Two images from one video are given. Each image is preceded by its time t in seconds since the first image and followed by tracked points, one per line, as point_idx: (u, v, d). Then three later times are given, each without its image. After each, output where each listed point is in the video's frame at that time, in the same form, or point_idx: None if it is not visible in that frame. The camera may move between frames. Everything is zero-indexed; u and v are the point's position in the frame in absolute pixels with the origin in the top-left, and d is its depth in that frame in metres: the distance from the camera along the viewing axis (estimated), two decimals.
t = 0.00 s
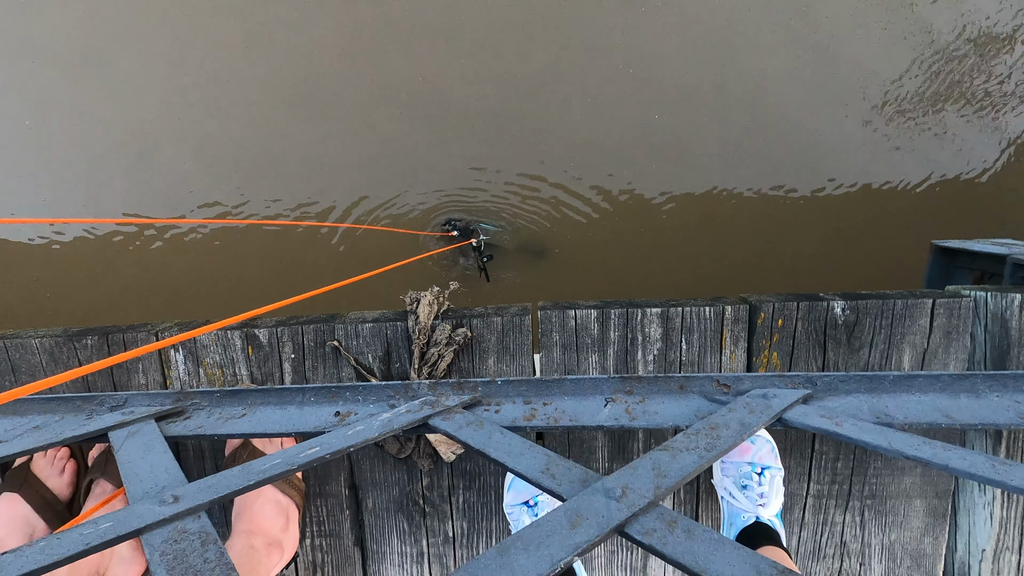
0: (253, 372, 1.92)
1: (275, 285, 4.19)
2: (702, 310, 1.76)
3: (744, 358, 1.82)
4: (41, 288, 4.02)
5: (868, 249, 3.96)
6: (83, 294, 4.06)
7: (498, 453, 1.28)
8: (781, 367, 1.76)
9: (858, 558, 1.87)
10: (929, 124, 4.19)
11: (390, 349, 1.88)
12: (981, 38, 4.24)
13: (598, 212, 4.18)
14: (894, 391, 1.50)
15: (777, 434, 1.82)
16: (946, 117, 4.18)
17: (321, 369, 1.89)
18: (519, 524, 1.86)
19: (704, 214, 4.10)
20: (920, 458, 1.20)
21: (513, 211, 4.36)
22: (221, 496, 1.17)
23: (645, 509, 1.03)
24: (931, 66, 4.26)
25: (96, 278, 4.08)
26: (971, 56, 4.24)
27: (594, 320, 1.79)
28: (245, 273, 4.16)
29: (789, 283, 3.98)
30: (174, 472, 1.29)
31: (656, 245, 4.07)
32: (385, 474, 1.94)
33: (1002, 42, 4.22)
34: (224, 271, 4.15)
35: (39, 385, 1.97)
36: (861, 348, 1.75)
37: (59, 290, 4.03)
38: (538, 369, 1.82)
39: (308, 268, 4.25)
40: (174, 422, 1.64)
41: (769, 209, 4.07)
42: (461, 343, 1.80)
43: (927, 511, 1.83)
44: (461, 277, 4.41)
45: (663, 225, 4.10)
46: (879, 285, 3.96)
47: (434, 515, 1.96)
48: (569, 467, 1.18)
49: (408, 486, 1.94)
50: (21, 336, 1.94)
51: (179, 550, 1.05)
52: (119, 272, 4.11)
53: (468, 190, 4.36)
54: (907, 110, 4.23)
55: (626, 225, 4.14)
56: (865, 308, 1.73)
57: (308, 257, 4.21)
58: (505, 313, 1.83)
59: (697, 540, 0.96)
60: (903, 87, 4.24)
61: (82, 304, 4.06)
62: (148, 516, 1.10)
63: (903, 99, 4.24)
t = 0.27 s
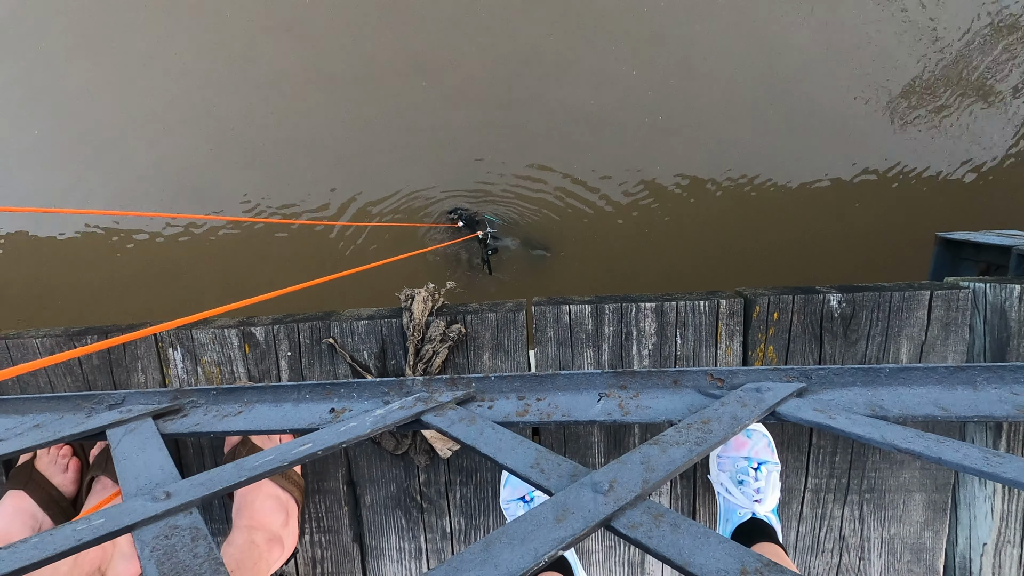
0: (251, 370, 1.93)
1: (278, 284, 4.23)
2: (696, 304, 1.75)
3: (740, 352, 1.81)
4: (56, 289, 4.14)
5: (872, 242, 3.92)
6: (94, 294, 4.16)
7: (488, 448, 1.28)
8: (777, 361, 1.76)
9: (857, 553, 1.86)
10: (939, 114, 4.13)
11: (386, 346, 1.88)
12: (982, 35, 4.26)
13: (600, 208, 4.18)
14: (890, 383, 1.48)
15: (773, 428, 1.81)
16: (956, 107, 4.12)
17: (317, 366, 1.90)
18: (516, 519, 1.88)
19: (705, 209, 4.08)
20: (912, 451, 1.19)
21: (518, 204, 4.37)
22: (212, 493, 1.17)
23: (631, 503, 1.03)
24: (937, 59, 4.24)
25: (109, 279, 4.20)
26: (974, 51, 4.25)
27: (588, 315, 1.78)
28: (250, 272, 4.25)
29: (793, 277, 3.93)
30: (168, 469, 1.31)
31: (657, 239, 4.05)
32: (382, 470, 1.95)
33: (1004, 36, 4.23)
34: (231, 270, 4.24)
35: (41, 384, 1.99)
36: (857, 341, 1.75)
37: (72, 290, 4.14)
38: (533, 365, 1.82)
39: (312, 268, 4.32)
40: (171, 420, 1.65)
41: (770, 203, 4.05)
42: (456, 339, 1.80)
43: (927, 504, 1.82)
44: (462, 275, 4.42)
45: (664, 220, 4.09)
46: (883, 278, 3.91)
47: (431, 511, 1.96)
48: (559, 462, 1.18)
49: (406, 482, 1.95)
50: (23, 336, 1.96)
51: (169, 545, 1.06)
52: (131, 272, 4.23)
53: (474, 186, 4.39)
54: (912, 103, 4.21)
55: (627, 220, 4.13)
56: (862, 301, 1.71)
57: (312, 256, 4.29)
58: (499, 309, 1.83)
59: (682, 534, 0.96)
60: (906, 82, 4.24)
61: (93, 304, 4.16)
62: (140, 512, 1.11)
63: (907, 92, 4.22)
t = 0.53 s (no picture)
0: (261, 370, 1.95)
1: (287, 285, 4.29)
2: (704, 305, 1.76)
3: (747, 354, 1.82)
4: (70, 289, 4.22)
5: (879, 244, 3.91)
6: (107, 296, 4.23)
7: (498, 448, 1.29)
8: (784, 362, 1.76)
9: (865, 554, 1.85)
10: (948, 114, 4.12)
11: (394, 347, 1.90)
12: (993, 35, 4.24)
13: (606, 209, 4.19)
14: (898, 384, 1.48)
15: (781, 429, 1.82)
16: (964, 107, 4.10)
17: (327, 366, 1.92)
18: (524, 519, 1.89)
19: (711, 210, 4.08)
20: (921, 452, 1.19)
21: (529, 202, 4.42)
22: (226, 491, 1.19)
23: (641, 502, 1.04)
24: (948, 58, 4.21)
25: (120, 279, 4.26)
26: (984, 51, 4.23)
27: (596, 317, 1.79)
28: (261, 274, 4.33)
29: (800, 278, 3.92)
30: (182, 468, 1.33)
31: (664, 240, 4.05)
32: (391, 470, 1.96)
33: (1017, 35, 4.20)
34: (242, 272, 4.33)
35: (54, 384, 2.02)
36: (865, 343, 1.75)
37: (86, 291, 4.23)
38: (541, 366, 1.83)
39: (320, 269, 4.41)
40: (183, 419, 1.67)
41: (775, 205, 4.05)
42: (464, 340, 1.82)
43: (935, 506, 1.81)
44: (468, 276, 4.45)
45: (670, 221, 4.09)
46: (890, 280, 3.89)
47: (440, 511, 1.98)
48: (568, 462, 1.19)
49: (414, 482, 1.96)
50: (37, 336, 1.99)
51: (185, 542, 1.07)
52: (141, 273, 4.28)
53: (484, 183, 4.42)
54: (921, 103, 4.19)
55: (632, 222, 4.14)
56: (870, 302, 1.72)
57: (321, 259, 4.39)
58: (507, 310, 1.84)
59: (692, 533, 0.97)
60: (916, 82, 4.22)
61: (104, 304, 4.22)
62: (156, 509, 1.13)
63: (916, 92, 4.21)
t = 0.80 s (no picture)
0: (260, 372, 1.95)
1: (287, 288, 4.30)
2: (703, 306, 1.76)
3: (747, 354, 1.82)
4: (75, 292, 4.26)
5: (879, 243, 3.91)
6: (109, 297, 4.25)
7: (497, 450, 1.28)
8: (784, 362, 1.76)
9: (866, 555, 1.85)
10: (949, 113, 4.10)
11: (394, 349, 1.90)
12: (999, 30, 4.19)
13: (606, 210, 4.19)
14: (898, 384, 1.48)
15: (781, 430, 1.81)
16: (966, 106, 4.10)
17: (326, 368, 1.92)
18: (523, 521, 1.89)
19: (711, 210, 4.08)
20: (921, 452, 1.18)
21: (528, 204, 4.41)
22: (225, 493, 1.19)
23: (640, 504, 1.03)
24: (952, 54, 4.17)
25: (126, 282, 4.30)
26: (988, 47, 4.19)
27: (595, 317, 1.79)
28: (261, 276, 4.36)
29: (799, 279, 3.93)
30: (181, 470, 1.32)
31: (663, 241, 4.05)
32: (390, 472, 1.96)
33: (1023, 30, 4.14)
34: (241, 274, 4.35)
35: (54, 387, 2.02)
36: (865, 343, 1.75)
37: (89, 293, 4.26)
38: (540, 367, 1.83)
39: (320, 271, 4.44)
40: (183, 422, 1.67)
41: (775, 204, 4.05)
42: (463, 342, 1.82)
43: (935, 506, 1.81)
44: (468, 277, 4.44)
45: (669, 222, 4.09)
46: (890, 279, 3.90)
47: (439, 512, 1.97)
48: (568, 463, 1.18)
49: (414, 484, 1.96)
50: (36, 340, 1.99)
51: (184, 545, 1.07)
52: (145, 276, 4.32)
53: (485, 181, 4.39)
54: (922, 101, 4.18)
55: (632, 223, 4.14)
56: (869, 302, 1.72)
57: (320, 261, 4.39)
58: (506, 312, 1.84)
59: (692, 534, 0.97)
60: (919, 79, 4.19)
61: (113, 307, 4.28)
62: (155, 512, 1.13)
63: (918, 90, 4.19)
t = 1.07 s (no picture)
0: (262, 375, 1.95)
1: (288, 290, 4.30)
2: (705, 307, 1.76)
3: (748, 355, 1.82)
4: (80, 294, 4.29)
5: (879, 244, 3.91)
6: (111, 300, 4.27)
7: (500, 452, 1.28)
8: (786, 363, 1.76)
9: (868, 556, 1.85)
10: (950, 112, 4.11)
11: (395, 351, 1.90)
12: (1001, 28, 4.18)
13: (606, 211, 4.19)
14: (900, 385, 1.48)
15: (783, 431, 1.81)
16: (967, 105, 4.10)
17: (327, 371, 1.92)
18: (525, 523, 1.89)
19: (712, 211, 4.08)
20: (923, 452, 1.18)
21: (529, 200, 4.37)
22: (228, 496, 1.19)
23: (643, 505, 1.04)
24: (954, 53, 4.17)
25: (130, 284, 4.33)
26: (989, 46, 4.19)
27: (596, 319, 1.79)
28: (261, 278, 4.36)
29: (799, 279, 3.94)
30: (183, 473, 1.32)
31: (664, 242, 4.06)
32: (392, 474, 1.96)
33: None
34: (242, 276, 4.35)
35: (55, 391, 2.02)
36: (866, 343, 1.75)
37: (92, 296, 4.29)
38: (542, 369, 1.83)
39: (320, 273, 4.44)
40: (185, 425, 1.67)
41: (776, 205, 4.05)
42: (465, 343, 1.82)
43: (938, 507, 1.81)
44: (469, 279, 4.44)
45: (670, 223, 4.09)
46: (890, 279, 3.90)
47: (441, 515, 1.97)
48: (570, 465, 1.18)
49: (416, 486, 1.96)
50: (38, 343, 1.99)
51: (187, 549, 1.07)
52: (148, 279, 4.33)
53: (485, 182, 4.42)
54: (925, 99, 4.16)
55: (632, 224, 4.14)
56: (871, 303, 1.72)
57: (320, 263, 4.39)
58: (508, 313, 1.84)
59: (695, 536, 0.97)
60: (922, 78, 4.17)
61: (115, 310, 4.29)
62: (157, 515, 1.13)
63: (921, 88, 4.17)
